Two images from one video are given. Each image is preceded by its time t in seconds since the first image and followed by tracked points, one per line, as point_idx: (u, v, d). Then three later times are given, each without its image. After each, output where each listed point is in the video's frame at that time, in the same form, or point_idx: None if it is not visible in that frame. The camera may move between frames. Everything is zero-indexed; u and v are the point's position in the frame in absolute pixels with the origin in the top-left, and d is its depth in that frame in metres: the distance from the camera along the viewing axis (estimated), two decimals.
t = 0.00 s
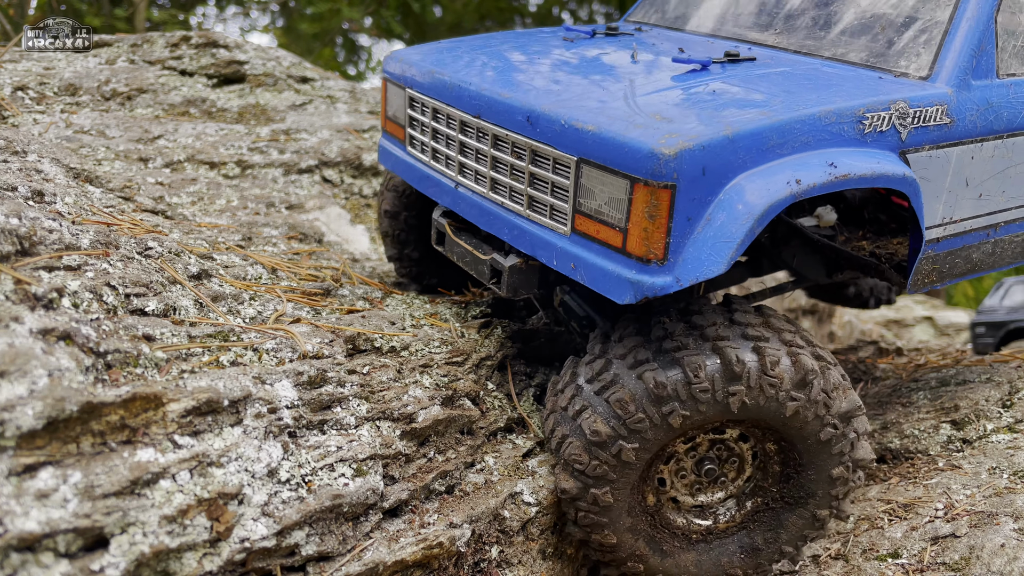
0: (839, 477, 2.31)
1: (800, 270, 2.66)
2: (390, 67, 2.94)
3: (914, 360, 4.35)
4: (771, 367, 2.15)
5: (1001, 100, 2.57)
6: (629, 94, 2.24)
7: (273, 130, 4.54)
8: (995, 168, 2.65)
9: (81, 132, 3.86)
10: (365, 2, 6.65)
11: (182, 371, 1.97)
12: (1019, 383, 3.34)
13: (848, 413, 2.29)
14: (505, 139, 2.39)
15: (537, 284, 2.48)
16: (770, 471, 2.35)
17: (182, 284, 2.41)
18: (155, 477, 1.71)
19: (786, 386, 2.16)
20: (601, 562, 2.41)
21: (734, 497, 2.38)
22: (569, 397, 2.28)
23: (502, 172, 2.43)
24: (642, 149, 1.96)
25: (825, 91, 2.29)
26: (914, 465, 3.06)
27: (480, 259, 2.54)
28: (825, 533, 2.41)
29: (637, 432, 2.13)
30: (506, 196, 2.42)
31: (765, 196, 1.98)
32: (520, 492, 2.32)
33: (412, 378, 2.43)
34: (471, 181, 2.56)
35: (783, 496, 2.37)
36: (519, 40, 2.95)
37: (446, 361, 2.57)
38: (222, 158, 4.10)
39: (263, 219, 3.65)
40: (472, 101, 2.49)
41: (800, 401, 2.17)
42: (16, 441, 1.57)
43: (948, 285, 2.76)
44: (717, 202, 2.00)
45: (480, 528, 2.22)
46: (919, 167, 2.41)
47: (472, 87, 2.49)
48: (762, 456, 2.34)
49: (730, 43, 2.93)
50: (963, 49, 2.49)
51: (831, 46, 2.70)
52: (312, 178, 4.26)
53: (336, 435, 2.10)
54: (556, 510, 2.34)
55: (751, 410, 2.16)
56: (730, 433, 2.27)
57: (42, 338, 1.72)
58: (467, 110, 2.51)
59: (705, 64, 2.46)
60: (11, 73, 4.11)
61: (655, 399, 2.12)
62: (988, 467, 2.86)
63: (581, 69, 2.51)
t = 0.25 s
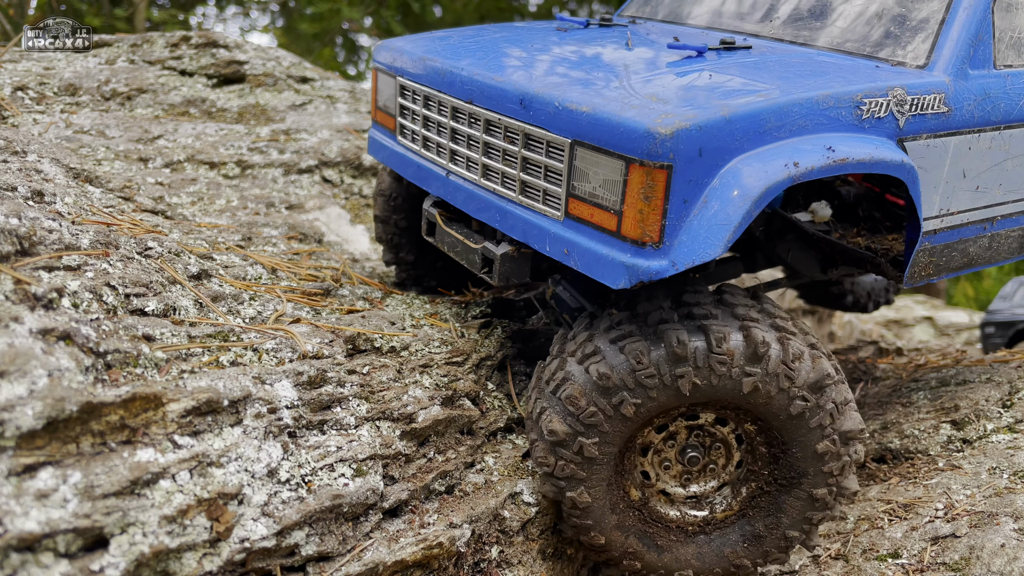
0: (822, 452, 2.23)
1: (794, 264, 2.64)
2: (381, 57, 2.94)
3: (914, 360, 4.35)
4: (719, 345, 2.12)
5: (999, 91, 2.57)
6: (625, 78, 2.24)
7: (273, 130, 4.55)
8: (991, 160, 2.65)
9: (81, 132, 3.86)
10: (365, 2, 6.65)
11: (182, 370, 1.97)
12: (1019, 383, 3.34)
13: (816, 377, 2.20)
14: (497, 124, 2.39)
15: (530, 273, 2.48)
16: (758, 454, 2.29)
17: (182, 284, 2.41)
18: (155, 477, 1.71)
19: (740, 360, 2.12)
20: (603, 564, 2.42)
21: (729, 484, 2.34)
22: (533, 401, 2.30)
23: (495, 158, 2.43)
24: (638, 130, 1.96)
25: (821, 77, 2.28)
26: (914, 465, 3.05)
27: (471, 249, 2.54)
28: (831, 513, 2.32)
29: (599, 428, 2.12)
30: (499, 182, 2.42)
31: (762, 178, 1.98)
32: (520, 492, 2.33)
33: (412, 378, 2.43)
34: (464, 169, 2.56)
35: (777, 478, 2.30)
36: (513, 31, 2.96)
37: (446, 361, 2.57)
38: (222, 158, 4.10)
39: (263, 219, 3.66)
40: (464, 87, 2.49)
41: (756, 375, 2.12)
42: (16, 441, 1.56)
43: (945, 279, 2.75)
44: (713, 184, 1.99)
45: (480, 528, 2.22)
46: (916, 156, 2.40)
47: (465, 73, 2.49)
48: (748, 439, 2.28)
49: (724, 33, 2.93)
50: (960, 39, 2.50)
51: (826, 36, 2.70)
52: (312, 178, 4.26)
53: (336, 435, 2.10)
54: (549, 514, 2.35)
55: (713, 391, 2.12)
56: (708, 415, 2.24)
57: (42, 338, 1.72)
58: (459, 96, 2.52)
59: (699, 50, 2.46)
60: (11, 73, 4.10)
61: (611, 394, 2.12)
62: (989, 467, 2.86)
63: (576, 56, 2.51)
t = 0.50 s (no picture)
0: (802, 416, 2.16)
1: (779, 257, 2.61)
2: (370, 46, 2.95)
3: (914, 360, 4.35)
4: (667, 325, 2.09)
5: (988, 80, 2.56)
6: (611, 61, 2.25)
7: (273, 130, 4.55)
8: (981, 150, 2.63)
9: (81, 132, 3.85)
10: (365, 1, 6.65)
11: (182, 370, 1.97)
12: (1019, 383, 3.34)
13: (776, 341, 2.13)
14: (483, 107, 2.39)
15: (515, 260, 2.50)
16: (741, 428, 2.25)
17: (182, 284, 2.41)
18: (155, 477, 1.71)
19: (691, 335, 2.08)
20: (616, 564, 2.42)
21: (724, 465, 2.30)
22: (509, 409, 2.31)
23: (480, 142, 2.43)
24: (623, 107, 1.96)
25: (809, 61, 2.28)
26: (914, 465, 3.05)
27: (457, 235, 2.55)
28: (831, 478, 2.25)
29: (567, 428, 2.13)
30: (484, 166, 2.42)
31: (748, 156, 1.96)
32: (520, 492, 2.34)
33: (412, 378, 2.43)
34: (450, 154, 2.56)
35: (767, 450, 2.25)
36: (504, 22, 2.98)
37: (446, 361, 2.56)
38: (222, 158, 4.10)
39: (263, 219, 3.66)
40: (451, 71, 2.49)
41: (711, 349, 2.08)
42: (16, 441, 1.56)
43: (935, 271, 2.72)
44: (698, 163, 1.98)
45: (480, 528, 2.22)
46: (904, 143, 2.38)
47: (452, 58, 2.50)
48: (728, 415, 2.25)
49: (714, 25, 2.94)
50: (950, 27, 2.49)
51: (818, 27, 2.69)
52: (311, 178, 4.26)
53: (336, 435, 2.10)
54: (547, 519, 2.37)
55: (672, 371, 2.10)
56: (682, 395, 2.21)
57: (42, 338, 1.72)
58: (445, 81, 2.52)
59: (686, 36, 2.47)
60: (11, 73, 4.10)
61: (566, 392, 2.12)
62: (989, 467, 2.86)
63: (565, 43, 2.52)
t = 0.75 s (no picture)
0: (770, 374, 2.13)
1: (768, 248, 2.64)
2: (357, 34, 2.98)
3: (914, 360, 4.35)
4: (607, 309, 2.12)
5: (977, 65, 2.54)
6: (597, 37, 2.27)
7: (272, 130, 4.55)
8: (971, 137, 2.60)
9: (80, 132, 3.85)
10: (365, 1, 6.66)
11: (182, 370, 1.96)
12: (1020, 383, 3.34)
13: (722, 306, 2.13)
14: (468, 83, 2.40)
15: (500, 238, 2.49)
16: (719, 398, 2.21)
17: (182, 284, 2.41)
18: (155, 478, 1.70)
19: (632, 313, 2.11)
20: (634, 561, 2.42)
21: (714, 441, 2.26)
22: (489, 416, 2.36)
23: (466, 119, 2.43)
24: (607, 73, 1.98)
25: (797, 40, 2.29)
26: (914, 465, 3.05)
27: (441, 217, 2.54)
28: (821, 433, 2.20)
29: (538, 429, 2.16)
30: (469, 142, 2.42)
31: (733, 124, 1.97)
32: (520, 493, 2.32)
33: (412, 378, 2.43)
34: (435, 134, 2.57)
35: (749, 415, 2.20)
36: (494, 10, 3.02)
37: (446, 361, 2.55)
38: (222, 158, 4.10)
39: (263, 219, 3.66)
40: (437, 49, 2.51)
41: (653, 324, 2.09)
42: (16, 441, 1.56)
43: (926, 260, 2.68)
44: (682, 131, 1.99)
45: (480, 528, 2.22)
46: (892, 124, 2.37)
47: (439, 36, 2.52)
48: (702, 388, 2.22)
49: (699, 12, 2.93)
50: (937, 11, 2.48)
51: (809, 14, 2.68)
52: (311, 178, 4.25)
53: (336, 435, 2.10)
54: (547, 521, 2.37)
55: (623, 354, 2.11)
56: (650, 373, 2.19)
57: (42, 338, 1.71)
58: (431, 60, 2.54)
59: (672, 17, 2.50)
60: (11, 73, 4.10)
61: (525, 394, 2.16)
62: (989, 467, 2.86)
63: (553, 24, 2.55)
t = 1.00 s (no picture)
0: (730, 335, 2.11)
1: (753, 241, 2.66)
2: (344, 24, 3.00)
3: (914, 360, 4.35)
4: (554, 299, 2.12)
5: (961, 51, 2.54)
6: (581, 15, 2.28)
7: (272, 130, 4.55)
8: (957, 124, 2.59)
9: (80, 132, 3.85)
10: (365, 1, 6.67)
11: (182, 370, 1.97)
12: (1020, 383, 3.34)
13: (667, 278, 2.12)
14: (450, 61, 2.41)
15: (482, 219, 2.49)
16: (692, 368, 2.19)
17: (182, 284, 2.41)
18: (155, 478, 1.70)
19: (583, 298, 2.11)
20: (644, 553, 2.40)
21: (699, 414, 2.23)
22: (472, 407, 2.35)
23: (448, 97, 2.43)
24: (586, 39, 1.99)
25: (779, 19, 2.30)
26: (914, 465, 3.05)
27: (423, 198, 2.54)
28: (802, 386, 2.17)
29: (515, 433, 2.16)
30: (451, 120, 2.42)
31: (713, 94, 1.96)
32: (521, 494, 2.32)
33: (412, 378, 2.42)
34: (419, 115, 2.57)
35: (725, 380, 2.17)
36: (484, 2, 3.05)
37: (446, 362, 2.55)
38: (222, 158, 4.10)
39: (263, 219, 3.66)
40: (422, 30, 2.53)
41: (604, 303, 2.09)
42: (16, 441, 1.56)
43: (912, 247, 2.66)
44: (661, 100, 1.98)
45: (480, 528, 2.22)
46: (875, 104, 2.37)
47: (424, 17, 2.54)
48: (674, 361, 2.19)
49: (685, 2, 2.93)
50: None
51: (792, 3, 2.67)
52: (311, 178, 4.25)
53: (336, 435, 2.10)
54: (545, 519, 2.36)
55: (584, 342, 2.11)
56: (619, 353, 2.18)
57: (42, 338, 1.71)
58: (416, 41, 2.56)
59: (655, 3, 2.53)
60: (11, 73, 4.10)
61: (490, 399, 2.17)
62: (989, 467, 2.86)
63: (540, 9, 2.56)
